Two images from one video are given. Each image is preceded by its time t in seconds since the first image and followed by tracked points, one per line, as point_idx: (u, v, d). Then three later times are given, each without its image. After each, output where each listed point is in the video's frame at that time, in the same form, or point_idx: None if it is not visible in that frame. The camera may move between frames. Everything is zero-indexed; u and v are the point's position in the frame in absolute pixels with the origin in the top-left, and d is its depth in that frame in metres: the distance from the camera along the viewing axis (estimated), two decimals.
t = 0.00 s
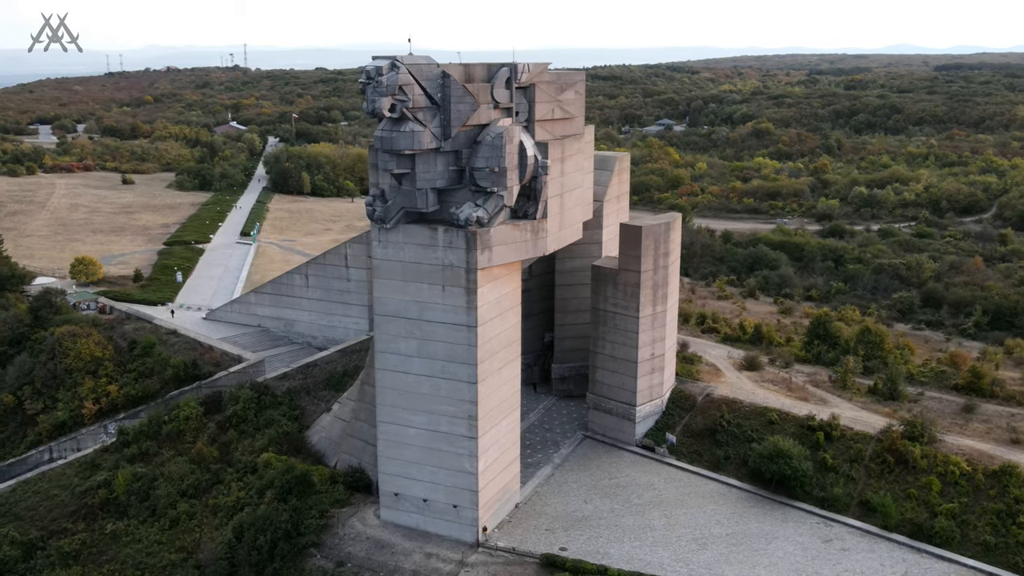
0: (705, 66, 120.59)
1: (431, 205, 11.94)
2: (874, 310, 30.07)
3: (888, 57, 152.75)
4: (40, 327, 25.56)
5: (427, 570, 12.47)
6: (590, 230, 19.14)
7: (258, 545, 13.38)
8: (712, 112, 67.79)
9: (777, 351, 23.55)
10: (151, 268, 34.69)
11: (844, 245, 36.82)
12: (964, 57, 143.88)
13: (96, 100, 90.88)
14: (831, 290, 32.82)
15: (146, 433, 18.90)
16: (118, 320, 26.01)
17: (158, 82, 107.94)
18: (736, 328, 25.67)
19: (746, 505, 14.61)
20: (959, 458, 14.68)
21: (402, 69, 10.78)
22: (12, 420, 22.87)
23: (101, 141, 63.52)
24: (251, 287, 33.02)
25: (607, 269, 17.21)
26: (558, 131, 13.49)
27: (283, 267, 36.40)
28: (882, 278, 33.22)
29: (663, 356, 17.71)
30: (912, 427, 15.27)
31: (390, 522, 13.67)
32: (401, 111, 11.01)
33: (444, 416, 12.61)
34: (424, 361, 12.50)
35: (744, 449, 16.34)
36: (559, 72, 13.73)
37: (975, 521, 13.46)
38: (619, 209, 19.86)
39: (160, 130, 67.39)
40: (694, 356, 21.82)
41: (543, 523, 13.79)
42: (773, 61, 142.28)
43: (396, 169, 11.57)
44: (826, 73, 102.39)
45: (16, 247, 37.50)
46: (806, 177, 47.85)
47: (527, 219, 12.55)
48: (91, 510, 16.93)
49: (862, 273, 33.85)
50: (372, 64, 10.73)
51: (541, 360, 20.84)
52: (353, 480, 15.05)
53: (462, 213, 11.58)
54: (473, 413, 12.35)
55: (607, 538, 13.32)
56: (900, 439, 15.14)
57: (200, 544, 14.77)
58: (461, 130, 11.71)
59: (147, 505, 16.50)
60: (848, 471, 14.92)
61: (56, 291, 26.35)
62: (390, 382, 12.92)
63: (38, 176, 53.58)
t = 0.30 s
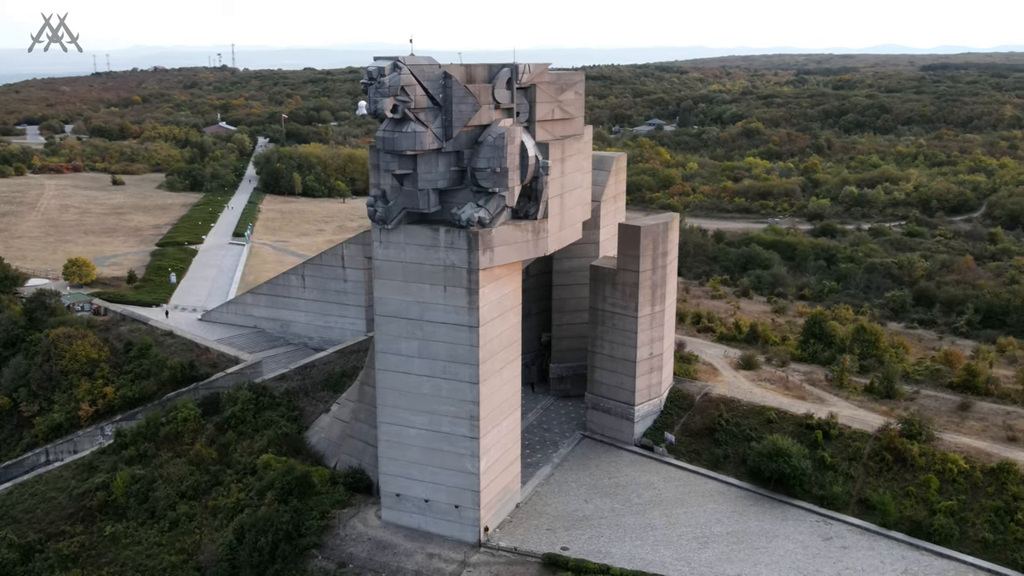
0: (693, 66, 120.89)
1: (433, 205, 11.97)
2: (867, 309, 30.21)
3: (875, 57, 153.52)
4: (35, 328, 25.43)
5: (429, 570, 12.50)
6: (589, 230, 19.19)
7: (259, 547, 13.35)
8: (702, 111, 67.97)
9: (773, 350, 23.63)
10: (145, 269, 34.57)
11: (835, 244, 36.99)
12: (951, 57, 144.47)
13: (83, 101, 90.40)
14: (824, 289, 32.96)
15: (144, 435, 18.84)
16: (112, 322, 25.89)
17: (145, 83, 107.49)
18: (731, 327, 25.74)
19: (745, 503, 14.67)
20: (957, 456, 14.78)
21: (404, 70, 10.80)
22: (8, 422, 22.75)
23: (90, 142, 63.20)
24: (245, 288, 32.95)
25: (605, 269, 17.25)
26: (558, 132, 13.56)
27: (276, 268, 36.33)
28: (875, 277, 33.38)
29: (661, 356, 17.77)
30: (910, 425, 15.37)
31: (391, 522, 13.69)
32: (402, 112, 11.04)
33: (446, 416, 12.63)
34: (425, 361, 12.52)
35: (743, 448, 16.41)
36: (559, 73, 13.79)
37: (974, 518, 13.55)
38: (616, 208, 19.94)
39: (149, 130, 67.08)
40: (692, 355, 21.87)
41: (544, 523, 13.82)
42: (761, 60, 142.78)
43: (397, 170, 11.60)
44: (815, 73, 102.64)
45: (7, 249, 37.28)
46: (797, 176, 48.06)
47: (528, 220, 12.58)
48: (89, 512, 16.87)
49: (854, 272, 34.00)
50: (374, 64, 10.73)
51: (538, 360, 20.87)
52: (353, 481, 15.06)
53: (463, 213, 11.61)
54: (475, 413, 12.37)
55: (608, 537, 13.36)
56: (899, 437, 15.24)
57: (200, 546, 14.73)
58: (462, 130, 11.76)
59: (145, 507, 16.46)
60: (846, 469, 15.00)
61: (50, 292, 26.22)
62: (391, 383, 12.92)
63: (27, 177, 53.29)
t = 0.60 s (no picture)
0: (678, 66, 121.26)
1: (432, 206, 11.98)
2: (857, 308, 30.37)
3: (860, 57, 154.28)
4: (25, 330, 25.24)
5: (429, 570, 12.51)
6: (584, 230, 19.24)
7: (257, 548, 13.31)
8: (689, 111, 68.20)
9: (766, 349, 23.74)
10: (135, 270, 34.37)
11: (824, 243, 37.20)
12: (933, 56, 145.35)
13: (67, 101, 89.70)
14: (814, 288, 33.15)
15: (139, 437, 18.76)
16: (104, 324, 25.73)
17: (129, 83, 106.81)
18: (724, 326, 25.84)
19: (742, 502, 14.73)
20: (951, 453, 14.90)
21: (404, 70, 10.81)
22: None
23: (76, 142, 62.74)
24: (236, 289, 32.83)
25: (601, 269, 17.28)
26: (555, 132, 13.61)
27: (267, 269, 36.22)
28: (864, 276, 33.58)
29: (656, 355, 17.83)
30: (904, 423, 15.49)
31: (389, 523, 13.69)
32: (402, 113, 11.05)
33: (445, 417, 12.64)
34: (423, 362, 12.52)
35: (739, 446, 16.49)
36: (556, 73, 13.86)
37: (969, 514, 13.66)
38: (610, 209, 20.03)
39: (135, 130, 66.68)
40: (686, 355, 21.95)
41: (543, 522, 13.85)
42: (745, 59, 143.33)
43: (396, 170, 11.61)
44: (800, 73, 103.01)
45: None
46: (785, 176, 48.34)
47: (526, 220, 12.61)
48: (85, 515, 16.78)
49: (843, 271, 34.21)
50: (374, 65, 10.72)
51: (533, 360, 20.89)
52: (351, 482, 15.05)
53: (462, 214, 11.63)
54: (474, 413, 12.39)
55: (607, 536, 13.41)
56: (893, 435, 15.36)
57: (198, 548, 14.68)
58: (461, 131, 11.78)
59: (141, 509, 16.39)
60: (842, 467, 15.11)
61: (41, 294, 26.00)
62: (390, 384, 12.92)
63: (12, 178, 52.86)
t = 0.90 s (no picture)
0: (660, 66, 121.69)
1: (426, 206, 12.00)
2: (843, 307, 30.60)
3: (840, 57, 155.30)
4: (11, 333, 24.96)
5: (425, 571, 12.51)
6: (575, 230, 19.31)
7: (252, 550, 13.24)
8: (672, 110, 68.48)
9: (754, 347, 23.90)
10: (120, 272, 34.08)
11: (809, 242, 37.49)
12: (912, 56, 146.53)
13: (45, 101, 88.75)
14: (799, 287, 33.39)
15: (129, 440, 18.63)
16: (90, 326, 25.49)
17: (108, 83, 105.90)
18: (713, 325, 25.98)
19: (735, 500, 14.83)
20: (941, 449, 15.06)
21: (398, 71, 10.82)
22: None
23: (56, 143, 62.10)
24: (223, 290, 32.65)
25: (592, 269, 17.35)
26: (548, 132, 13.67)
27: (254, 271, 36.06)
28: (849, 275, 33.83)
29: (648, 354, 17.91)
30: (894, 420, 15.65)
31: (384, 524, 13.68)
32: (397, 113, 11.06)
33: (440, 417, 12.64)
34: (418, 362, 12.53)
35: (731, 444, 16.60)
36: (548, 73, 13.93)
37: (959, 510, 13.83)
38: (600, 208, 20.13)
39: (116, 131, 66.08)
40: (676, 354, 22.06)
41: (537, 522, 13.89)
42: (725, 58, 143.97)
43: (391, 171, 11.62)
44: (781, 73, 103.58)
45: None
46: (768, 175, 48.68)
47: (520, 220, 12.66)
48: (75, 519, 16.65)
49: (828, 270, 34.48)
50: (368, 66, 10.72)
51: (525, 359, 20.94)
52: (345, 483, 15.03)
53: (457, 214, 11.67)
54: (469, 413, 12.41)
55: (601, 535, 13.46)
56: (884, 432, 15.52)
57: (191, 551, 14.59)
58: (456, 131, 11.81)
59: (133, 512, 16.29)
60: (833, 464, 15.24)
61: (27, 295, 25.66)
62: (384, 385, 12.92)
63: None
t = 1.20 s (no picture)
0: (644, 66, 122.07)
1: (423, 207, 12.01)
2: (831, 305, 30.80)
3: (822, 57, 156.22)
4: None
5: (422, 572, 12.52)
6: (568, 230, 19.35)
7: (248, 552, 13.20)
8: (658, 110, 68.71)
9: (746, 346, 24.03)
10: (108, 273, 33.84)
11: (796, 242, 37.73)
12: (893, 57, 147.63)
13: (26, 102, 87.99)
14: (787, 286, 33.59)
15: (122, 442, 18.53)
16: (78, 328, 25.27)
17: (90, 83, 105.17)
18: (704, 325, 26.11)
19: (730, 498, 14.91)
20: (933, 447, 15.22)
21: (395, 72, 10.83)
22: None
23: (40, 144, 61.57)
24: (213, 292, 32.48)
25: (586, 269, 17.40)
26: (544, 133, 13.71)
27: (243, 272, 35.92)
28: (836, 273, 34.03)
29: (642, 354, 17.98)
30: (887, 418, 15.80)
31: (381, 525, 13.68)
32: (393, 114, 11.08)
33: (437, 418, 12.65)
34: (415, 363, 12.53)
35: (725, 443, 16.70)
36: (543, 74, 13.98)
37: (952, 507, 13.97)
38: (593, 209, 20.21)
39: (100, 131, 65.61)
40: (669, 353, 22.16)
41: (534, 522, 13.92)
42: (709, 57, 144.54)
43: (387, 172, 11.63)
44: (764, 73, 104.12)
45: None
46: (754, 175, 48.97)
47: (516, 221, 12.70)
48: (69, 522, 16.56)
49: (816, 269, 34.71)
50: (365, 66, 10.73)
51: (517, 359, 20.97)
52: (341, 484, 15.02)
53: (454, 215, 11.71)
54: (466, 414, 12.43)
55: (598, 535, 13.51)
56: (877, 430, 15.66)
57: (187, 553, 14.52)
58: (452, 132, 11.84)
59: (127, 515, 16.23)
60: (827, 463, 15.36)
61: (16, 299, 25.64)
62: (380, 385, 12.92)
63: None
